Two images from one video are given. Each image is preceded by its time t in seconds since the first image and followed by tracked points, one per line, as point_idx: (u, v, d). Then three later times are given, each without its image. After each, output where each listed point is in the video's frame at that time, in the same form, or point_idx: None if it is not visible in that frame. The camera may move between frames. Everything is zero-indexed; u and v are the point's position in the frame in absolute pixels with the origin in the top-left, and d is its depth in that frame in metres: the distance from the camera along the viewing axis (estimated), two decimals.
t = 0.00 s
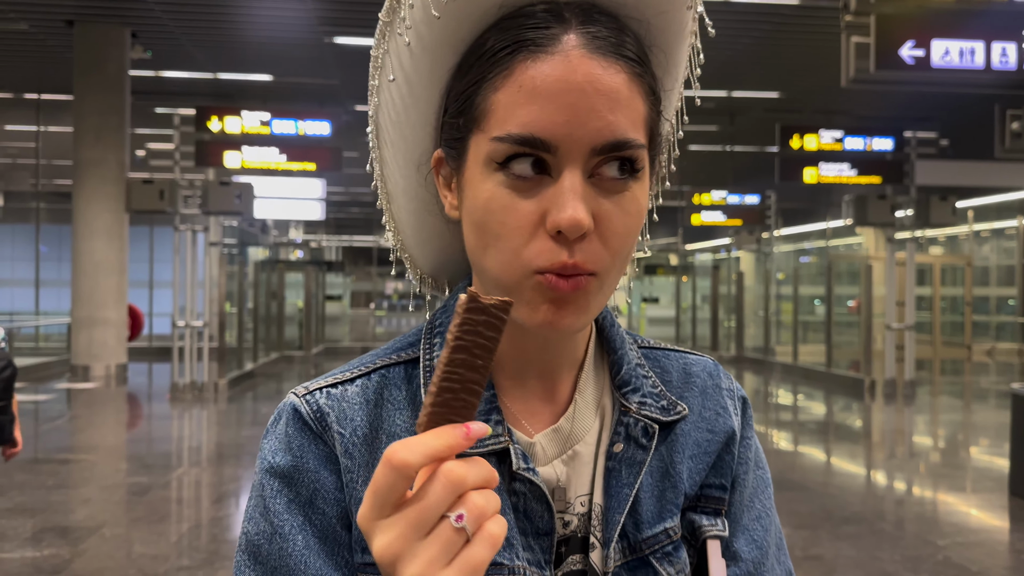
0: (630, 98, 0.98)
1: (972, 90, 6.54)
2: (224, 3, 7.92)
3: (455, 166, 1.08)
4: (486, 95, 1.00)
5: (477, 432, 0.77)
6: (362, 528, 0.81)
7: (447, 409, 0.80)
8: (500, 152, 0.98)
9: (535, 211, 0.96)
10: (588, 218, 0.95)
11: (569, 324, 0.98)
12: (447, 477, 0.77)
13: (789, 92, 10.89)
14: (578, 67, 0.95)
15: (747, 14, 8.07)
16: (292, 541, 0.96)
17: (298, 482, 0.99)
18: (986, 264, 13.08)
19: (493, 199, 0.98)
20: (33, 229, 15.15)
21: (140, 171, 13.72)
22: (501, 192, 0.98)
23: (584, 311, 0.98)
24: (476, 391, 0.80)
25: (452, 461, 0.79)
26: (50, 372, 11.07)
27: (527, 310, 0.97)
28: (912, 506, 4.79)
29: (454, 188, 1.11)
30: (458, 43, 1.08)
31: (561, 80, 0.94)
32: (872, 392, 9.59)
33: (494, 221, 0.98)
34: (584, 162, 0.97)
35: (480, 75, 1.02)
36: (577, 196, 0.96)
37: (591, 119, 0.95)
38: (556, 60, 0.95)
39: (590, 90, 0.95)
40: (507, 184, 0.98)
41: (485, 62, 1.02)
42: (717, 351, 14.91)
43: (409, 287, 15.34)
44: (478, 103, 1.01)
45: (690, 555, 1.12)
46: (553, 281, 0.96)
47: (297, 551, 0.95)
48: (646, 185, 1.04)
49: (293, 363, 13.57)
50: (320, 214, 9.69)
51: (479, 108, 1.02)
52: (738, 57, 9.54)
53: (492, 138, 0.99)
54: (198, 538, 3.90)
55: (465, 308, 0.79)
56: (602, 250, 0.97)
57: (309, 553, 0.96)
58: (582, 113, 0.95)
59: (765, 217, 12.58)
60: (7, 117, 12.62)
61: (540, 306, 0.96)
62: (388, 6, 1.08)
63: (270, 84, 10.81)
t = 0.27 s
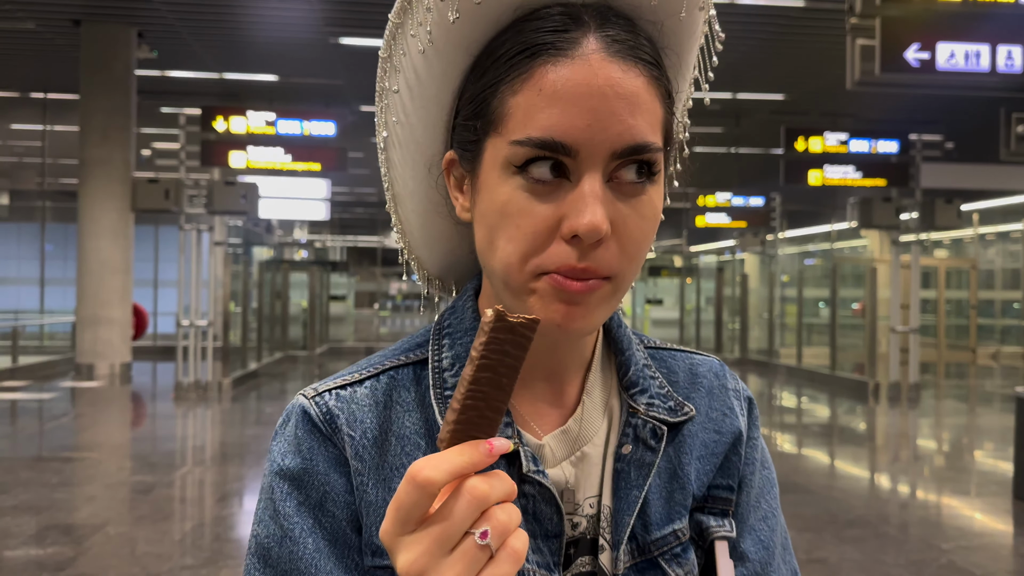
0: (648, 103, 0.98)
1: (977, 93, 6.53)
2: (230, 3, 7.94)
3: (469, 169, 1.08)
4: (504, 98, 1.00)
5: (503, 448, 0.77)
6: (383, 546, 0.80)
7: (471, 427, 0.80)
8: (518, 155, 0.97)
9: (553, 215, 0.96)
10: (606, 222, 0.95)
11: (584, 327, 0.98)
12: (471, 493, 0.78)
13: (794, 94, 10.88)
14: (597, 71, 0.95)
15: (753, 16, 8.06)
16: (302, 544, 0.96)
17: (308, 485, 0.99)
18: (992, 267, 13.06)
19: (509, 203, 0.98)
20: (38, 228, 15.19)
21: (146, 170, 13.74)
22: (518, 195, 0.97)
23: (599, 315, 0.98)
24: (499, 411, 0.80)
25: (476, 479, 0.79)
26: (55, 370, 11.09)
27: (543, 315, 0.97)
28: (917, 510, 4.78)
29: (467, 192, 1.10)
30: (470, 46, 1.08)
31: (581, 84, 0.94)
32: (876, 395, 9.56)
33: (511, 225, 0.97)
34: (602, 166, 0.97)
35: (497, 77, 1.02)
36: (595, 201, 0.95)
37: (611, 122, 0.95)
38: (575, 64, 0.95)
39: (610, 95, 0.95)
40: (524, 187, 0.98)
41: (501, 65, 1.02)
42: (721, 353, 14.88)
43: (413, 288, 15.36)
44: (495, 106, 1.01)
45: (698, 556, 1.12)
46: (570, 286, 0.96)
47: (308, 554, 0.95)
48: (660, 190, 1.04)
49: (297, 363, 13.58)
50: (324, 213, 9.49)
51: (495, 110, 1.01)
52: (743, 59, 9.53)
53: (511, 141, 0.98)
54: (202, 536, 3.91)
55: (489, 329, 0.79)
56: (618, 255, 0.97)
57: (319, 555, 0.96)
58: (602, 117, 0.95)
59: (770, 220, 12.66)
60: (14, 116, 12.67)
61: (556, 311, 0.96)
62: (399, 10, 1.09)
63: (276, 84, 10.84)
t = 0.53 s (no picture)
0: (644, 101, 0.98)
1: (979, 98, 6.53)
2: (234, 7, 7.97)
3: (465, 173, 1.08)
4: (497, 102, 1.00)
5: (494, 453, 0.76)
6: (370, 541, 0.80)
7: (462, 428, 0.78)
8: (513, 159, 0.97)
9: (550, 216, 0.96)
10: (605, 222, 0.95)
11: (587, 328, 0.97)
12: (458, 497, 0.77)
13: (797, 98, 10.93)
14: (590, 70, 0.94)
15: (755, 21, 8.07)
16: (297, 540, 0.95)
17: (305, 482, 0.99)
18: (995, 272, 13.04)
19: (506, 206, 0.98)
20: (41, 231, 15.21)
21: (148, 174, 13.75)
22: (514, 199, 0.97)
23: (602, 316, 0.97)
24: (492, 414, 0.78)
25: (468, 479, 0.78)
26: (58, 373, 11.09)
27: (543, 315, 0.96)
28: (919, 515, 4.76)
29: (464, 196, 1.10)
30: (462, 48, 1.09)
31: (574, 85, 0.94)
32: (879, 400, 9.54)
33: (507, 229, 0.97)
34: (598, 167, 0.96)
35: (490, 81, 1.02)
36: (593, 201, 0.95)
37: (606, 122, 0.95)
38: (568, 65, 0.95)
39: (605, 95, 0.94)
40: (520, 190, 0.97)
41: (493, 68, 1.02)
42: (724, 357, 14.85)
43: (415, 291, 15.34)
44: (490, 110, 1.01)
45: (700, 562, 1.12)
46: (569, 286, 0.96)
47: (302, 551, 0.95)
48: (660, 188, 1.04)
49: (299, 367, 13.55)
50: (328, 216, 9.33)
51: (490, 114, 1.01)
52: (745, 64, 9.54)
53: (505, 144, 0.98)
54: (203, 540, 3.90)
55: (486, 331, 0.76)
56: (619, 254, 0.97)
57: (314, 551, 0.95)
58: (597, 117, 0.95)
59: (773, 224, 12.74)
60: (18, 120, 12.70)
61: (556, 312, 0.96)
62: (389, 14, 1.10)
63: (279, 88, 10.87)
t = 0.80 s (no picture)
0: (648, 120, 0.98)
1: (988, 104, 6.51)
2: (243, 18, 8.03)
3: (469, 191, 1.08)
4: (500, 119, 1.01)
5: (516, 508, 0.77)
6: None
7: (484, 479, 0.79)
8: (516, 176, 0.98)
9: (553, 234, 0.96)
10: (608, 241, 0.95)
11: (588, 347, 0.97)
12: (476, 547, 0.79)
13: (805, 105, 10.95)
14: (593, 89, 0.95)
15: (763, 28, 8.07)
16: (298, 567, 0.96)
17: (307, 507, 0.99)
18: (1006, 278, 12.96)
19: (509, 223, 0.98)
20: (53, 240, 15.32)
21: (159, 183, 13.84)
22: (517, 216, 0.97)
23: (604, 336, 0.97)
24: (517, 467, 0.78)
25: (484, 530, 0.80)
26: (68, 381, 11.15)
27: (546, 334, 0.96)
28: (932, 524, 4.72)
29: (468, 213, 1.11)
30: (468, 67, 1.10)
31: (578, 103, 0.94)
32: (889, 408, 9.49)
33: (510, 246, 0.97)
34: (601, 184, 0.96)
35: (494, 99, 1.02)
36: (595, 219, 0.95)
37: (609, 140, 0.95)
38: (571, 82, 0.95)
39: (608, 112, 0.94)
40: (522, 208, 0.98)
41: (498, 86, 1.03)
42: (733, 365, 14.78)
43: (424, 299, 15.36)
44: (493, 127, 1.02)
45: None
46: (572, 305, 0.96)
47: None
48: (665, 206, 1.03)
49: (309, 375, 13.57)
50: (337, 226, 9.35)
51: (494, 131, 1.02)
52: (754, 71, 9.54)
53: (508, 161, 0.99)
54: (214, 548, 3.91)
55: (524, 384, 0.72)
56: (622, 273, 0.97)
57: None
58: (599, 134, 0.95)
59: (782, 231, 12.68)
60: (31, 130, 12.82)
61: (558, 331, 0.95)
62: (398, 31, 1.10)
63: (288, 97, 10.94)
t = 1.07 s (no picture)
0: (633, 120, 0.98)
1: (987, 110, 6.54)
2: (243, 26, 8.06)
3: (457, 195, 1.08)
4: (487, 120, 1.01)
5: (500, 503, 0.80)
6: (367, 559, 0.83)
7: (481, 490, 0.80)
8: (502, 178, 0.98)
9: (539, 234, 0.95)
10: (595, 241, 0.94)
11: (576, 351, 0.96)
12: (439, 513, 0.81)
13: (806, 111, 11.02)
14: (578, 89, 0.95)
15: (761, 34, 8.09)
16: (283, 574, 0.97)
17: (292, 514, 0.99)
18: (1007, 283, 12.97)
19: (496, 224, 0.97)
20: (54, 249, 15.31)
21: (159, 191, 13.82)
22: (504, 217, 0.97)
23: (592, 339, 0.97)
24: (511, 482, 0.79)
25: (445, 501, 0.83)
26: (69, 390, 11.12)
27: (532, 337, 0.95)
28: (934, 529, 4.70)
29: (456, 218, 1.10)
30: (455, 73, 1.10)
31: (563, 103, 0.94)
32: (891, 413, 9.48)
33: (497, 247, 0.97)
34: (587, 184, 0.96)
35: (480, 102, 1.03)
36: (582, 219, 0.95)
37: (595, 140, 0.95)
38: (556, 82, 0.95)
39: (593, 112, 0.95)
40: (509, 208, 0.97)
41: (484, 89, 1.03)
42: (734, 370, 14.74)
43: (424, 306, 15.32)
44: (480, 129, 1.02)
45: None
46: (557, 306, 0.95)
47: None
48: (651, 207, 1.03)
49: (309, 382, 13.52)
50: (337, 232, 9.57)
51: (480, 133, 1.02)
52: (752, 77, 9.58)
53: (496, 162, 0.99)
54: (214, 558, 3.88)
55: (519, 413, 0.73)
56: (608, 274, 0.96)
57: None
58: (585, 134, 0.95)
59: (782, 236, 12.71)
60: (32, 139, 12.87)
61: (544, 332, 0.95)
62: (385, 41, 1.11)
63: (288, 105, 10.97)
